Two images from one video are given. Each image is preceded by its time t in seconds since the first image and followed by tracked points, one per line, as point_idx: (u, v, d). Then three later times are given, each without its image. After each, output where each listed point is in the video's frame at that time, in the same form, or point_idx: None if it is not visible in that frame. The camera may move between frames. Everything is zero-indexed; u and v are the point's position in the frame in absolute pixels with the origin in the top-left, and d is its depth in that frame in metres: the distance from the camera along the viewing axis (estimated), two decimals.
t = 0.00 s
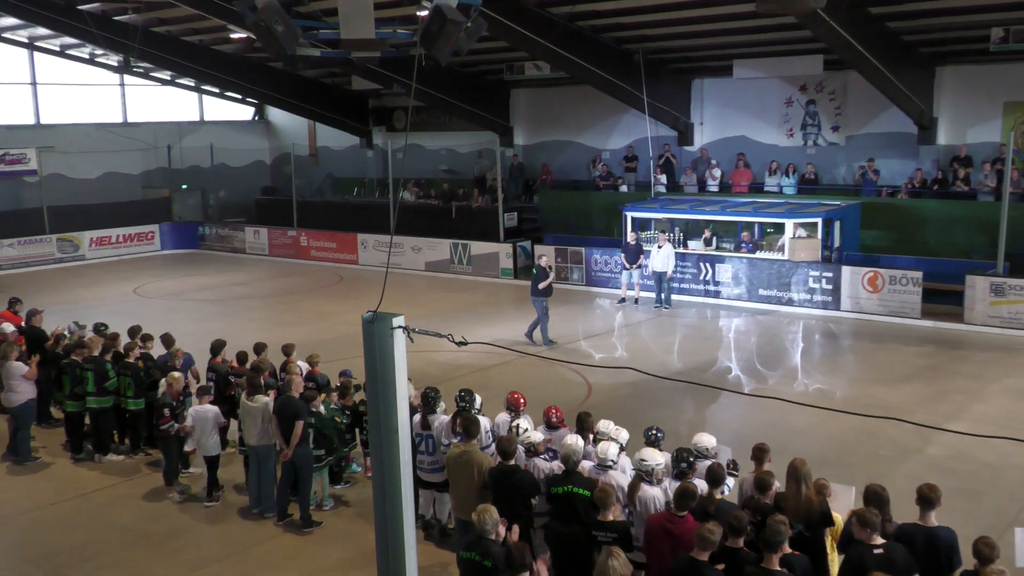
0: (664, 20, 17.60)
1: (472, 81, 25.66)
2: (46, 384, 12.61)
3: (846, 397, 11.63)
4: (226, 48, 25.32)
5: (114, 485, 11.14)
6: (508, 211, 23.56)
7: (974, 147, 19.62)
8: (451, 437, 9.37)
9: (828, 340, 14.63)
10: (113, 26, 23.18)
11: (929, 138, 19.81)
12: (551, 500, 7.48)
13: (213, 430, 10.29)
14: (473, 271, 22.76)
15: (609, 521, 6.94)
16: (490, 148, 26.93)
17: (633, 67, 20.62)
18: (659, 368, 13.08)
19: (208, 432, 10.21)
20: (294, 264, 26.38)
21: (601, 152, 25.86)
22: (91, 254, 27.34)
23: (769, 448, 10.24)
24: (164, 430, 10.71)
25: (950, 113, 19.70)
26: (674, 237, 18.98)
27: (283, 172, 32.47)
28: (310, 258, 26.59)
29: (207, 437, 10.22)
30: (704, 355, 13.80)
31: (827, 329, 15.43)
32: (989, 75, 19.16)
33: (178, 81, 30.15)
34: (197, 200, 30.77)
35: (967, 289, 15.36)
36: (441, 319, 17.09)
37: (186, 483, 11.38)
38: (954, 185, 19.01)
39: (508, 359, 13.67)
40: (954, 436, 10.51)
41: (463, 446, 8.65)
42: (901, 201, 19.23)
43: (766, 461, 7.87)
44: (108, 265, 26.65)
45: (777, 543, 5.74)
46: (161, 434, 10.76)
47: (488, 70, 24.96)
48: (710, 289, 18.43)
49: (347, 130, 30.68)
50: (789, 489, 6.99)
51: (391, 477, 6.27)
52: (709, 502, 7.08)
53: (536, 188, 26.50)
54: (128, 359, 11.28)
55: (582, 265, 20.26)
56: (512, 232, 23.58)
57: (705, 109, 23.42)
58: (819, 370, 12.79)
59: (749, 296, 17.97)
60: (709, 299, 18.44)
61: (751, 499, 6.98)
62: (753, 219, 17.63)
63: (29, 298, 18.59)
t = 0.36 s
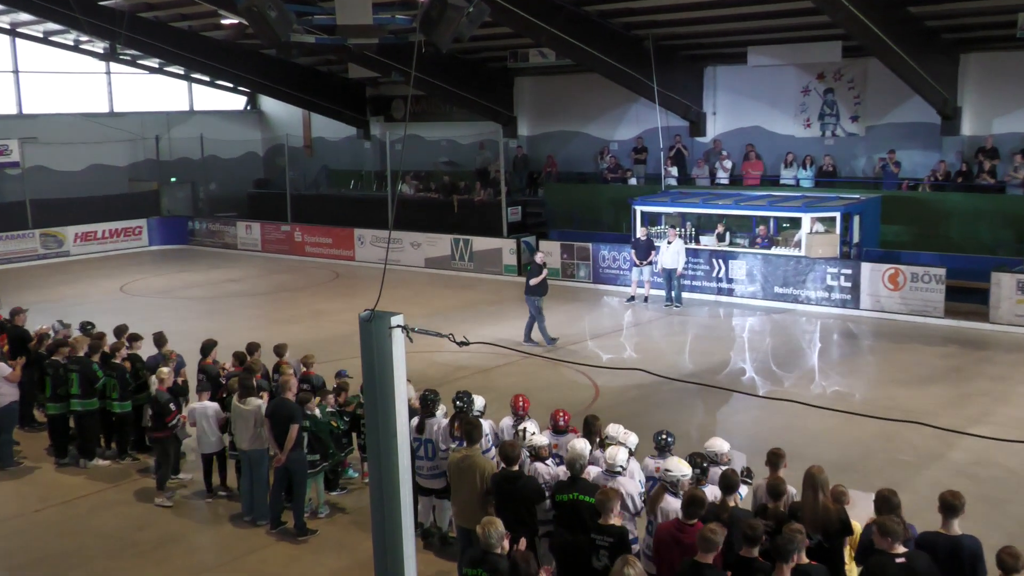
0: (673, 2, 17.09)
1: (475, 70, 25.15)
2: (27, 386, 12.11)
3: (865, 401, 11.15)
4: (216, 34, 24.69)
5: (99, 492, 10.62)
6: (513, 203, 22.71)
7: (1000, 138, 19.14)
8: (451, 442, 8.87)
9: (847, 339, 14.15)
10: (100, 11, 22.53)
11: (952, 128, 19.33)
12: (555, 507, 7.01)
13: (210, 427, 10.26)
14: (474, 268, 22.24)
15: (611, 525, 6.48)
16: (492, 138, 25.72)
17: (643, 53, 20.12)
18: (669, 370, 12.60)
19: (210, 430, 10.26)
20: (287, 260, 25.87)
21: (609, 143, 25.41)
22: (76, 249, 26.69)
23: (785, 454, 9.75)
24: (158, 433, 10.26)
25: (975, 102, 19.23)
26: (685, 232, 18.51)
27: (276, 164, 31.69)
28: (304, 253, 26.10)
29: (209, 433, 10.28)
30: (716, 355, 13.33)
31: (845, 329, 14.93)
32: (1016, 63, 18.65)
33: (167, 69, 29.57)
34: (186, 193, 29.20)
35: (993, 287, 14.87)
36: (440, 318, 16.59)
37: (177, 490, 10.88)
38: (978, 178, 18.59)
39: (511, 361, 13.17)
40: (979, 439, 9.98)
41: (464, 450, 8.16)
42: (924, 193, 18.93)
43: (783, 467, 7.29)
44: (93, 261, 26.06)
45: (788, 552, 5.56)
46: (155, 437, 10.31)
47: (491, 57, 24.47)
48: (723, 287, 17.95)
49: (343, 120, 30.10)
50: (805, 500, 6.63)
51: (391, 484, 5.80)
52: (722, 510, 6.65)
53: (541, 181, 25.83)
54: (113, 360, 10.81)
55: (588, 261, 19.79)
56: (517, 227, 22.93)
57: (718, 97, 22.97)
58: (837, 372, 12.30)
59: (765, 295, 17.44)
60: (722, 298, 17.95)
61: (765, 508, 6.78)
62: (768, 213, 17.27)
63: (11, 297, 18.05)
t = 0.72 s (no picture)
0: None
1: (476, 57, 24.71)
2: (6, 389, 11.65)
3: (884, 404, 10.69)
4: (203, 20, 24.10)
5: (81, 498, 10.17)
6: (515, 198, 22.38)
7: None
8: (452, 447, 8.36)
9: (866, 339, 13.69)
10: None
11: (975, 116, 18.91)
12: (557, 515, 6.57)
13: (202, 428, 9.84)
14: (474, 264, 21.79)
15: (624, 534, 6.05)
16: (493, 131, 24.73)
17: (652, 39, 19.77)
18: (678, 371, 12.14)
19: (203, 430, 9.86)
20: (279, 256, 25.39)
21: (616, 134, 24.94)
22: (57, 245, 26.15)
23: (800, 459, 9.31)
24: (149, 436, 9.83)
25: (999, 92, 18.68)
26: (697, 228, 18.00)
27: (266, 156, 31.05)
28: (296, 249, 25.62)
29: (203, 434, 9.88)
30: (728, 355, 12.89)
31: (864, 329, 14.46)
32: None
33: (152, 57, 29.01)
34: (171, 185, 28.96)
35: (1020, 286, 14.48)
36: (438, 317, 16.11)
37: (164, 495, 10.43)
38: (1004, 170, 17.85)
39: (513, 361, 12.72)
40: (1005, 444, 9.48)
41: (463, 454, 7.68)
42: (936, 186, 18.17)
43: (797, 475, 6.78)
44: (74, 258, 25.55)
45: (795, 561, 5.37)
46: (146, 439, 9.87)
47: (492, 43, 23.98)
48: (735, 284, 17.52)
49: (337, 109, 29.54)
50: (818, 504, 6.32)
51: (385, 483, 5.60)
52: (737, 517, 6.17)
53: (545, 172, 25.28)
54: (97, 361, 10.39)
55: (594, 257, 19.34)
56: (518, 222, 22.50)
57: (729, 86, 22.57)
58: (854, 373, 11.84)
59: (779, 293, 16.99)
60: (735, 295, 17.52)
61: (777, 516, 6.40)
62: (783, 207, 16.68)
63: None
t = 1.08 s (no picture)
0: None
1: (475, 44, 24.24)
2: None
3: (902, 407, 10.26)
4: (186, 6, 23.53)
5: (62, 507, 9.71)
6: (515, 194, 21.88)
7: None
8: (451, 452, 7.85)
9: (883, 341, 13.24)
10: None
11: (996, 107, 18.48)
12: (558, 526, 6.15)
13: (191, 433, 9.37)
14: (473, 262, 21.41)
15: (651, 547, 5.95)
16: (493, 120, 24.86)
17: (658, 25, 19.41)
18: (687, 373, 11.72)
19: (190, 434, 9.37)
20: (269, 253, 24.94)
21: (621, 126, 24.49)
22: (35, 242, 25.80)
23: (814, 466, 8.88)
24: (144, 440, 9.41)
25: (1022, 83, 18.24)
26: (706, 223, 17.67)
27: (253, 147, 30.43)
28: (286, 246, 25.16)
29: (188, 438, 9.40)
30: (739, 357, 12.46)
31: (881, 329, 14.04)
32: None
33: (135, 44, 28.53)
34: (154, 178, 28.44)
35: None
36: (434, 317, 15.66)
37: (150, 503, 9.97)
38: None
39: (513, 364, 12.30)
40: None
41: (462, 461, 7.22)
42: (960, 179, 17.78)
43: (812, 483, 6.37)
44: (54, 254, 25.14)
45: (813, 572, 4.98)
46: (140, 444, 9.45)
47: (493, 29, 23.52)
48: (746, 282, 17.08)
49: (329, 99, 28.99)
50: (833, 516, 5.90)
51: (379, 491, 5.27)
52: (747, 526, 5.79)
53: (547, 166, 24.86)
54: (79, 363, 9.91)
55: (598, 255, 18.91)
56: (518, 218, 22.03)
57: (740, 75, 22.15)
58: (870, 375, 11.41)
59: (792, 292, 16.57)
60: (745, 294, 17.09)
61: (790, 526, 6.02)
62: (796, 201, 16.39)
63: None
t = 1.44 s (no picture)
0: None
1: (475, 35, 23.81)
2: None
3: (920, 412, 9.87)
4: None
5: (41, 516, 9.28)
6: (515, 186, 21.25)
7: None
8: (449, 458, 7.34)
9: (900, 343, 12.85)
10: None
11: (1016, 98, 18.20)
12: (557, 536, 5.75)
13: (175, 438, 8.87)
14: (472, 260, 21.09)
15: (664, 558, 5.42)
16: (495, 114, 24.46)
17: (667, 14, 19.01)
18: (696, 377, 11.32)
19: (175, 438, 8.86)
20: (259, 250, 24.54)
21: (626, 117, 24.12)
22: (12, 239, 25.38)
23: (828, 474, 8.47)
24: (135, 444, 8.97)
25: None
26: (714, 220, 17.27)
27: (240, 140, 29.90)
28: (276, 243, 24.74)
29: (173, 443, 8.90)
30: (749, 359, 12.07)
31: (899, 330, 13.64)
32: None
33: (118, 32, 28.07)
34: (138, 171, 27.95)
35: None
36: (430, 318, 15.25)
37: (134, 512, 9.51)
38: None
39: (513, 366, 11.89)
40: None
41: (460, 468, 6.80)
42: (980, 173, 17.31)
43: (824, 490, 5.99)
44: (33, 252, 24.71)
45: None
46: (131, 449, 9.02)
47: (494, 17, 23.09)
48: (757, 281, 16.69)
49: (321, 90, 28.55)
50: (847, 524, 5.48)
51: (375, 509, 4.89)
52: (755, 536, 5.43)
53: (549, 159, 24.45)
54: (58, 366, 9.47)
55: (603, 253, 18.54)
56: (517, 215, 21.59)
57: (751, 65, 21.73)
58: (886, 379, 11.01)
59: (805, 291, 16.17)
60: (756, 293, 16.70)
61: (803, 536, 5.58)
62: (809, 197, 15.99)
63: None
